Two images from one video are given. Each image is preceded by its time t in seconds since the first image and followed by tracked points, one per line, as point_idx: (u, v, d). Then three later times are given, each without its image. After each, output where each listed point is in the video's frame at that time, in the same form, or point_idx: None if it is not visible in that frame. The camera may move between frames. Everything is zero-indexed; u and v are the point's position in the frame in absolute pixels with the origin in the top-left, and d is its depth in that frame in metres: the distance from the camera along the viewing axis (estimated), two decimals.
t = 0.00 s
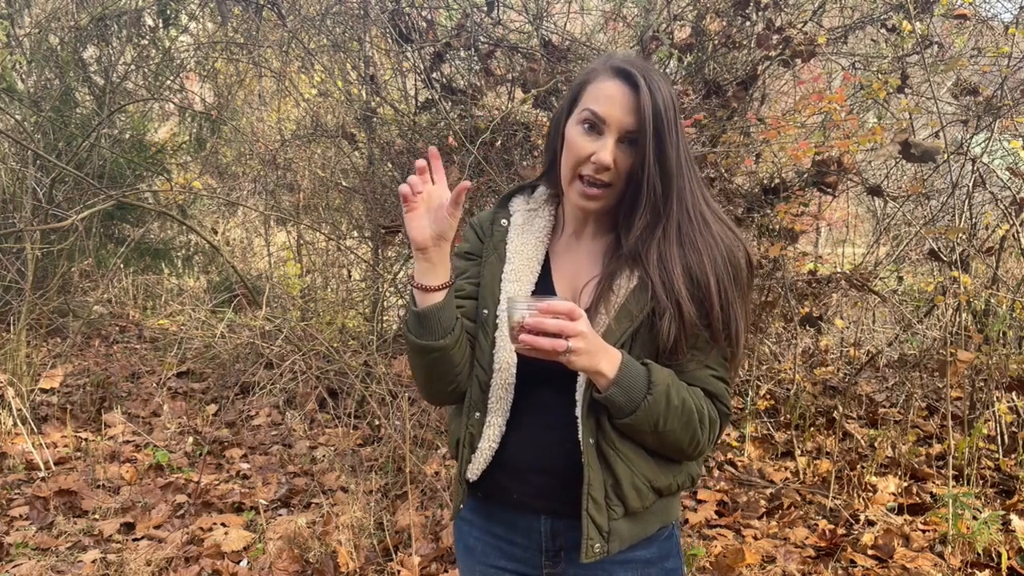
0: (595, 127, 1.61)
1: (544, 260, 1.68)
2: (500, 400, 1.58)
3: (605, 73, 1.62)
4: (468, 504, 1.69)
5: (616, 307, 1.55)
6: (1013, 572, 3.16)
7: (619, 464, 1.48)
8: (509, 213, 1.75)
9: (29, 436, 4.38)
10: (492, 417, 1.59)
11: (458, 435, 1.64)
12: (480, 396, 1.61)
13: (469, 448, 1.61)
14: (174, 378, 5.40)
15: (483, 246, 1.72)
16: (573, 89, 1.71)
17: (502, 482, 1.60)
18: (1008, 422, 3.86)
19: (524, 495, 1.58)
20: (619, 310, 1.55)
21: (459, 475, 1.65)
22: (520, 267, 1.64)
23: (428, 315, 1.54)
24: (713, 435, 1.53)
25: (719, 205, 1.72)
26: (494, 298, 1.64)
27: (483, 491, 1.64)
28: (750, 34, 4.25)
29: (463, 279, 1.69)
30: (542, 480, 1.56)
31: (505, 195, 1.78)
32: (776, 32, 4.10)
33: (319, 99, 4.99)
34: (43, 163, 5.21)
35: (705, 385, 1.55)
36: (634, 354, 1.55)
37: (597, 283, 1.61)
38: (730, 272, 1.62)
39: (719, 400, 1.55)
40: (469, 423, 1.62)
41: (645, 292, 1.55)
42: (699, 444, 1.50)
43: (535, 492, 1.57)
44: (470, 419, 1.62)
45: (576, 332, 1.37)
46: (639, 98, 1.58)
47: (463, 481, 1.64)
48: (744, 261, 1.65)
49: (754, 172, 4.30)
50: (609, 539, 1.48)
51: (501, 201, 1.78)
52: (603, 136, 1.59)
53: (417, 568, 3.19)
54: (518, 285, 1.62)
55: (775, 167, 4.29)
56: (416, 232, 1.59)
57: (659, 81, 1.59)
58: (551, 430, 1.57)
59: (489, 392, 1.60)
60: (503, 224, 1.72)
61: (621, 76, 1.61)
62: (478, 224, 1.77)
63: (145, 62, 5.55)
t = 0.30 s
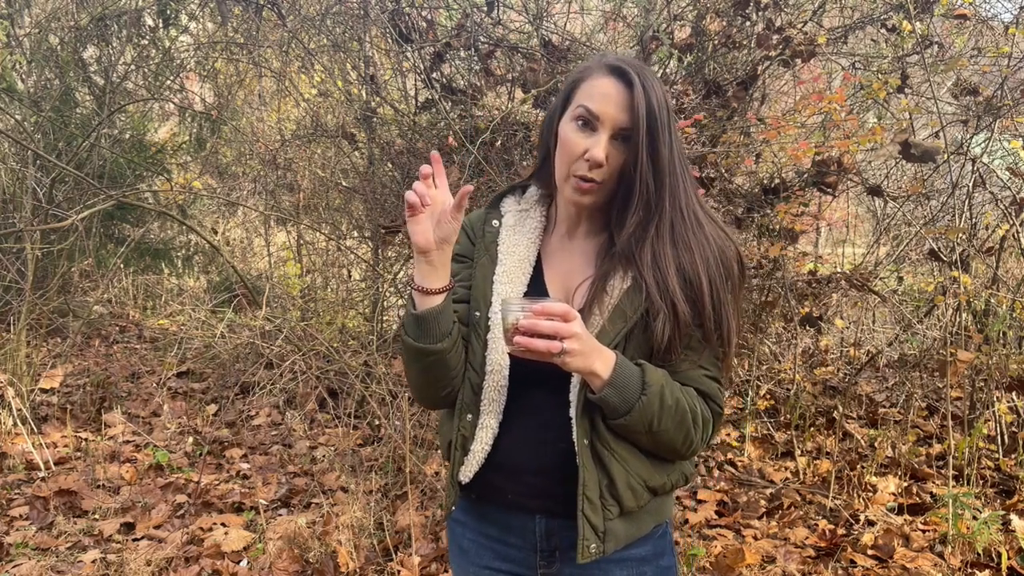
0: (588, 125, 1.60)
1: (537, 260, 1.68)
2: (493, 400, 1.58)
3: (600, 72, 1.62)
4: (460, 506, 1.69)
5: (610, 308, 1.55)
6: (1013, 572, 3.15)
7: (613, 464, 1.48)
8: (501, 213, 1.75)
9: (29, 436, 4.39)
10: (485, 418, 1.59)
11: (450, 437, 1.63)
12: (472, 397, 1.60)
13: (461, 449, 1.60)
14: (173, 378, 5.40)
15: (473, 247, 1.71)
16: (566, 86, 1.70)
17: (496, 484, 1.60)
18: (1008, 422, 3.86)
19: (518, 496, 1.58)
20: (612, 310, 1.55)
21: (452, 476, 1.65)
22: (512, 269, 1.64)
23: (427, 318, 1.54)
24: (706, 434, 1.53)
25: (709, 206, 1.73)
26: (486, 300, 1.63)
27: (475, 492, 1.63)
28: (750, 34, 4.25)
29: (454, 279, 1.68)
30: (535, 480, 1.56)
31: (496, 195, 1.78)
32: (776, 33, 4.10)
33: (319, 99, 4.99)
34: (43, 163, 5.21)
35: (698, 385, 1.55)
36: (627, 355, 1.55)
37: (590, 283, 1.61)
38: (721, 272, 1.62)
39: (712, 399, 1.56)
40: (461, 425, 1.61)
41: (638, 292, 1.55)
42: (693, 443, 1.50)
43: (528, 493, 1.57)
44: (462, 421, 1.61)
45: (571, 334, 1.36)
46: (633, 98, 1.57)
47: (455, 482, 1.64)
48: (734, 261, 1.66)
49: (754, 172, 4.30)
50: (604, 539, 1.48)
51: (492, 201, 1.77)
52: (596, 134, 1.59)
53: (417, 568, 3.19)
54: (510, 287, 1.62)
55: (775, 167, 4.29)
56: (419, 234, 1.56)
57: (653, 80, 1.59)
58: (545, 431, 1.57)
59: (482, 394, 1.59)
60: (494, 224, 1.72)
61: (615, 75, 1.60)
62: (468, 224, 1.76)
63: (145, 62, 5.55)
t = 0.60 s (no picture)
0: (583, 126, 1.60)
1: (534, 260, 1.68)
2: (490, 400, 1.58)
3: (595, 73, 1.62)
4: (455, 507, 1.69)
5: (609, 307, 1.55)
6: (1013, 572, 3.15)
7: (613, 464, 1.48)
8: (497, 213, 1.74)
9: (29, 436, 4.39)
10: (481, 419, 1.59)
11: (446, 438, 1.63)
12: (469, 398, 1.60)
13: (457, 450, 1.60)
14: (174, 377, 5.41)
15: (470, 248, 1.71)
16: (562, 88, 1.70)
17: (493, 484, 1.60)
18: (1009, 422, 3.86)
19: (515, 497, 1.58)
20: (610, 310, 1.55)
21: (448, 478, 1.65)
22: (510, 268, 1.63)
23: (422, 324, 1.53)
24: (705, 433, 1.53)
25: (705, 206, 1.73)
26: (483, 300, 1.63)
27: (472, 493, 1.63)
28: (750, 34, 4.25)
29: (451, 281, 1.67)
30: (533, 480, 1.56)
31: (492, 196, 1.77)
32: (776, 32, 4.10)
33: (319, 99, 4.99)
34: (43, 163, 5.20)
35: (697, 384, 1.55)
36: (626, 354, 1.55)
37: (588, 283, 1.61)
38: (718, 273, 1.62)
39: (710, 399, 1.56)
40: (457, 425, 1.61)
41: (636, 292, 1.55)
42: (691, 443, 1.51)
43: (526, 493, 1.57)
44: (459, 422, 1.61)
45: (573, 333, 1.36)
46: (628, 99, 1.57)
47: (451, 483, 1.64)
48: (731, 261, 1.66)
49: (754, 172, 4.30)
50: (604, 539, 1.48)
51: (489, 201, 1.77)
52: (591, 136, 1.59)
53: (417, 568, 3.19)
54: (508, 287, 1.62)
55: (775, 167, 4.29)
56: (409, 243, 1.55)
57: (648, 81, 1.59)
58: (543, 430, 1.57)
59: (479, 394, 1.59)
60: (491, 224, 1.71)
61: (610, 76, 1.60)
62: (464, 224, 1.76)
63: (145, 62, 5.55)
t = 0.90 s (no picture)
0: (577, 124, 1.59)
1: (536, 260, 1.68)
2: (488, 399, 1.58)
3: (588, 69, 1.60)
4: (453, 507, 1.69)
5: (610, 309, 1.55)
6: (1013, 572, 3.15)
7: (611, 465, 1.48)
8: (501, 212, 1.75)
9: (29, 436, 4.38)
10: (478, 419, 1.58)
11: (442, 437, 1.63)
12: (466, 396, 1.60)
13: (454, 448, 1.61)
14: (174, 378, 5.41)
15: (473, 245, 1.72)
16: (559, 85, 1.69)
17: (491, 484, 1.60)
18: (1009, 422, 3.86)
19: (513, 497, 1.58)
20: (611, 312, 1.55)
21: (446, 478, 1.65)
22: (512, 268, 1.65)
23: (397, 300, 1.52)
24: (704, 436, 1.53)
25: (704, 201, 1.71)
26: (484, 297, 1.64)
27: (470, 494, 1.63)
28: (750, 34, 4.25)
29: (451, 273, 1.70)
30: (532, 481, 1.56)
31: (496, 194, 1.77)
32: (776, 32, 4.10)
33: (319, 99, 4.99)
34: (43, 163, 5.20)
35: (697, 387, 1.55)
36: (626, 355, 1.55)
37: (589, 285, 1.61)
38: (713, 268, 1.61)
39: (710, 402, 1.56)
40: (454, 423, 1.61)
41: (638, 293, 1.55)
42: (691, 445, 1.51)
43: (524, 494, 1.57)
44: (456, 419, 1.61)
45: (572, 333, 1.36)
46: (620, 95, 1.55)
47: (449, 483, 1.64)
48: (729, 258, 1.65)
49: (754, 172, 4.30)
50: (601, 539, 1.48)
51: (493, 199, 1.78)
52: (582, 130, 1.58)
53: (417, 568, 3.19)
54: (511, 285, 1.63)
55: (775, 167, 4.28)
56: (389, 215, 1.60)
57: (639, 73, 1.57)
58: (541, 430, 1.57)
59: (476, 392, 1.59)
60: (494, 222, 1.72)
61: (601, 70, 1.59)
62: (467, 221, 1.77)
63: (145, 62, 5.55)
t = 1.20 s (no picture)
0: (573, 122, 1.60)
1: (542, 258, 1.68)
2: (488, 390, 1.57)
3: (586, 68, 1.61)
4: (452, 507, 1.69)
5: (613, 311, 1.55)
6: (1013, 572, 3.15)
7: (610, 465, 1.48)
8: (510, 206, 1.73)
9: (29, 436, 4.39)
10: (479, 409, 1.57)
11: (441, 429, 1.61)
12: (465, 386, 1.59)
13: (454, 441, 1.59)
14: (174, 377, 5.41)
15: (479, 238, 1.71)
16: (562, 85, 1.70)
17: (489, 485, 1.60)
18: (1009, 422, 3.86)
19: (512, 498, 1.58)
20: (614, 313, 1.55)
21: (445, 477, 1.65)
22: (518, 261, 1.63)
23: (350, 238, 1.49)
24: (705, 440, 1.53)
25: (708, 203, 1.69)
26: (488, 288, 1.61)
27: (469, 493, 1.64)
28: (750, 34, 4.25)
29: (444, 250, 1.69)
30: (531, 481, 1.56)
31: (506, 189, 1.76)
32: (776, 32, 4.10)
33: (319, 99, 4.98)
34: (43, 163, 5.20)
35: (699, 391, 1.56)
36: (629, 356, 1.55)
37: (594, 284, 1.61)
38: (709, 270, 1.59)
39: (712, 406, 1.56)
40: (453, 413, 1.60)
41: (640, 295, 1.56)
42: (691, 448, 1.51)
43: (523, 495, 1.57)
44: (455, 409, 1.60)
45: (576, 329, 1.36)
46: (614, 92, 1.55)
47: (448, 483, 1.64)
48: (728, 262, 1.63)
49: (754, 172, 4.30)
50: (599, 540, 1.49)
51: (503, 193, 1.76)
52: (577, 129, 1.59)
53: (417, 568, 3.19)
54: (515, 279, 1.62)
55: (775, 167, 4.28)
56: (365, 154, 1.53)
57: (636, 70, 1.56)
58: (540, 429, 1.57)
59: (477, 383, 1.58)
60: (503, 216, 1.70)
61: (599, 69, 1.59)
62: (476, 212, 1.76)
63: (145, 62, 5.55)
